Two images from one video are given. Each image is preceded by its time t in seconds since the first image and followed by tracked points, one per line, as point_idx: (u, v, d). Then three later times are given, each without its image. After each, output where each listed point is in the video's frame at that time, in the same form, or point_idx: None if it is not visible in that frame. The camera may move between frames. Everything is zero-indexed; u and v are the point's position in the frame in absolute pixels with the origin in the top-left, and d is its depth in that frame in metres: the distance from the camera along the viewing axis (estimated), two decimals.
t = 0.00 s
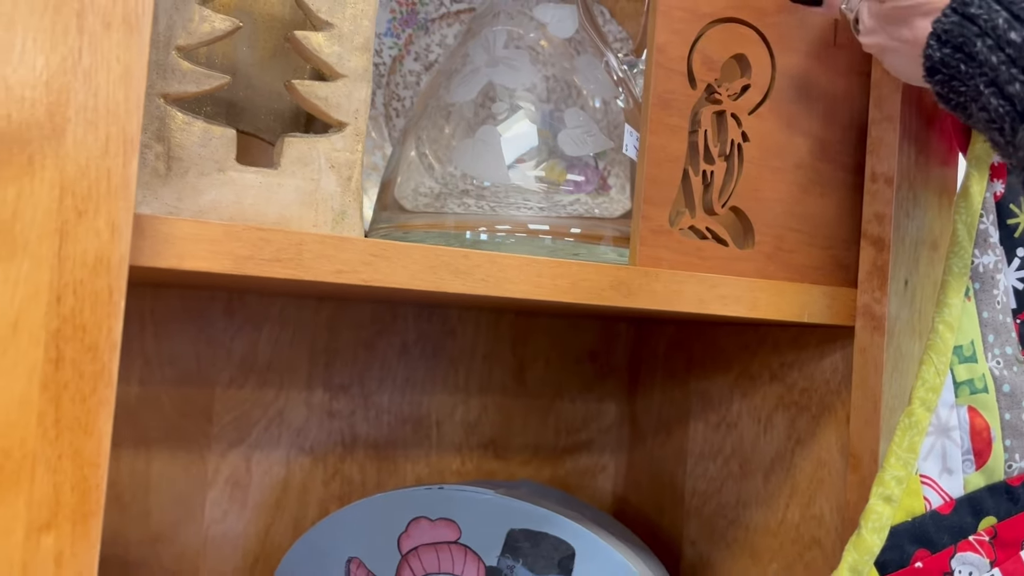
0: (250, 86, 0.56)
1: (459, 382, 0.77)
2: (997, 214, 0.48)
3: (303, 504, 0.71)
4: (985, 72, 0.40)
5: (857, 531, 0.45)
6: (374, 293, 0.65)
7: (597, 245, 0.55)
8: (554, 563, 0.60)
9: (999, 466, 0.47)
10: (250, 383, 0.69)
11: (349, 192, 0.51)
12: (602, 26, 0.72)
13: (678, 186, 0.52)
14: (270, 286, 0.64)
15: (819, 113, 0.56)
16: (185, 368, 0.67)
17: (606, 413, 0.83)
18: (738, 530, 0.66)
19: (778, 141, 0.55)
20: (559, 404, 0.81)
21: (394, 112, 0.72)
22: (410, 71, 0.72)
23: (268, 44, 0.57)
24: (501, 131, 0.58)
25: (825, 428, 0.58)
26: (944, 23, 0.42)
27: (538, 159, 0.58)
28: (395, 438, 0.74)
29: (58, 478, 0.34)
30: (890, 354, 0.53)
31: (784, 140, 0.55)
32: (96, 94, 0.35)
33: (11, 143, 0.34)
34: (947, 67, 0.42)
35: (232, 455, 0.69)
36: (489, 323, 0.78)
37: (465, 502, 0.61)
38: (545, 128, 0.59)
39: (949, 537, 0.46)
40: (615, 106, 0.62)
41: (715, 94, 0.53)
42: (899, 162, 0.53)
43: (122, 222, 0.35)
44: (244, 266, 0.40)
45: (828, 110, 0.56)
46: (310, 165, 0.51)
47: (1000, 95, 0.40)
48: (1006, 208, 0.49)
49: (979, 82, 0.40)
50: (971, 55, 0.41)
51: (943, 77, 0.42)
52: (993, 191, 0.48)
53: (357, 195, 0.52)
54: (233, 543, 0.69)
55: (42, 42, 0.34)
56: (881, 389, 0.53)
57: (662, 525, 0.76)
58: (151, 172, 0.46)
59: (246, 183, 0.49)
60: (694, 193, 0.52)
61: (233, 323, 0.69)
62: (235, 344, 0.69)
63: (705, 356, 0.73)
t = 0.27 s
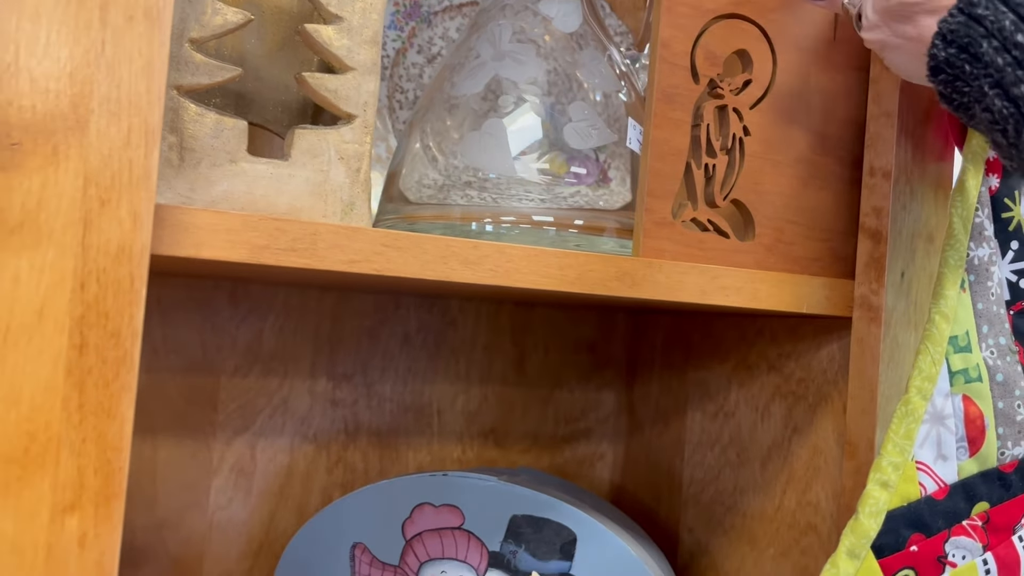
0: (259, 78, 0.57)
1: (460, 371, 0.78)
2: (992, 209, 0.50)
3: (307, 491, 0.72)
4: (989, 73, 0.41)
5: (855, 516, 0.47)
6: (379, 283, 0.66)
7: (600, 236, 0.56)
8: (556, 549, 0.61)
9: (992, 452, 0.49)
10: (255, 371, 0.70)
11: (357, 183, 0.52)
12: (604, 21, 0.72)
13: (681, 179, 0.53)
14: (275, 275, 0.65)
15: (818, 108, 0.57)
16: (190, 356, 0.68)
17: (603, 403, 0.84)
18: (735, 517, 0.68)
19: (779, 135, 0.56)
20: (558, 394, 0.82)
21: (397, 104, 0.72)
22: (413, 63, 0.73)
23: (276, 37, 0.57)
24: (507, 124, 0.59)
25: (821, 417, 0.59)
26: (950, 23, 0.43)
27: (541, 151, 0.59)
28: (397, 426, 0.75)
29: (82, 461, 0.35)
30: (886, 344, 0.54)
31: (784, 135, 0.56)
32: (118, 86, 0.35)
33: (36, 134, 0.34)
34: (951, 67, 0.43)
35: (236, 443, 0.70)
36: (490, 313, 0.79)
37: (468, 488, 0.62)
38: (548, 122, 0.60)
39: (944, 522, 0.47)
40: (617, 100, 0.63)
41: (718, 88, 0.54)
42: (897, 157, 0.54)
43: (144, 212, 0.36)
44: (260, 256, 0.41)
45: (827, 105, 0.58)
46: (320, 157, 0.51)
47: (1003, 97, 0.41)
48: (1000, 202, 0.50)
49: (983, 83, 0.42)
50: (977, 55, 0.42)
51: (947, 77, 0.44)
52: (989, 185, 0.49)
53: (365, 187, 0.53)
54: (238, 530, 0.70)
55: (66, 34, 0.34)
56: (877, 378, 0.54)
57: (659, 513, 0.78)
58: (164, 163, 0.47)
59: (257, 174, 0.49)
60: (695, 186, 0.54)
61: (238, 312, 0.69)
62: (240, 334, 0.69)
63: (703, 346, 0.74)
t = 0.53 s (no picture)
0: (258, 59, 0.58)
1: (451, 348, 0.80)
2: (963, 190, 0.53)
3: (302, 465, 0.74)
4: None
5: (832, 481, 0.50)
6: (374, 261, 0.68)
7: (591, 213, 0.58)
8: (546, 517, 0.63)
9: (962, 421, 0.50)
10: (251, 348, 0.72)
11: (356, 162, 0.54)
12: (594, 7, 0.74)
13: (669, 160, 0.55)
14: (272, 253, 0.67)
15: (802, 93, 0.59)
16: (188, 332, 0.69)
17: (590, 380, 0.86)
18: (718, 488, 0.70)
19: (763, 119, 0.58)
20: (546, 371, 0.84)
21: (391, 87, 0.74)
22: (405, 47, 0.74)
23: (275, 19, 0.59)
24: (501, 107, 0.61)
25: (801, 390, 0.62)
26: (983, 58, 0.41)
27: (531, 133, 0.60)
28: (390, 402, 0.77)
29: (101, 425, 0.36)
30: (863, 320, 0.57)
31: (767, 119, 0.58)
32: (132, 64, 0.37)
33: (56, 110, 0.36)
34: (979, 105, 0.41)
35: (233, 417, 0.71)
36: (480, 292, 0.81)
37: (461, 460, 0.64)
38: (539, 104, 0.62)
39: (915, 486, 0.50)
40: (606, 83, 0.64)
41: (705, 73, 0.56)
42: (875, 140, 0.56)
43: (158, 185, 0.37)
44: (267, 230, 0.42)
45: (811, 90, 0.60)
46: (320, 136, 0.53)
47: None
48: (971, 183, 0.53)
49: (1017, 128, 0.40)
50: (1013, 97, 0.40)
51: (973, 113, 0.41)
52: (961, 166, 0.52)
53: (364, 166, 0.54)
54: (235, 502, 0.71)
55: (83, 14, 0.36)
56: (855, 352, 0.57)
57: (644, 486, 0.80)
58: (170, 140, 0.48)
59: (260, 153, 0.51)
60: (683, 167, 0.56)
61: (235, 290, 0.71)
62: (237, 311, 0.71)
63: (688, 325, 0.77)
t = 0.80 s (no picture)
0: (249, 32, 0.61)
1: (429, 312, 0.84)
2: (904, 161, 0.57)
3: (288, 421, 0.78)
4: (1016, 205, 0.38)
5: (782, 423, 0.54)
6: (358, 226, 0.71)
7: (563, 180, 0.62)
8: (521, 465, 0.68)
9: (899, 370, 0.56)
10: (239, 310, 0.75)
11: (344, 131, 0.57)
12: None
13: (636, 132, 0.59)
14: (260, 219, 0.70)
15: (759, 71, 0.64)
16: (179, 295, 0.72)
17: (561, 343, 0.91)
18: (679, 440, 0.75)
19: (723, 94, 0.62)
20: (519, 334, 0.89)
21: (372, 61, 0.77)
22: (387, 22, 0.77)
23: None
24: (480, 79, 0.65)
25: (757, 346, 0.67)
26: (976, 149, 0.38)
27: (508, 107, 0.64)
28: (371, 362, 0.81)
29: (121, 366, 0.40)
30: (813, 280, 0.62)
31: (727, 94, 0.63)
32: (147, 36, 0.40)
33: (78, 77, 0.39)
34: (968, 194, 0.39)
35: (222, 376, 0.75)
36: (457, 259, 0.85)
37: (443, 414, 0.69)
38: (516, 79, 0.65)
39: (856, 429, 0.55)
40: (578, 60, 0.68)
41: (670, 51, 0.60)
42: (826, 115, 0.61)
43: (171, 149, 0.40)
44: (268, 191, 0.46)
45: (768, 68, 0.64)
46: (311, 106, 0.56)
47: None
48: (911, 155, 0.58)
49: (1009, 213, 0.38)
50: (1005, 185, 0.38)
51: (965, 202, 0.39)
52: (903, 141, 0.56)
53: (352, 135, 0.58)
54: (225, 456, 0.75)
55: None
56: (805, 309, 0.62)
57: (611, 441, 0.85)
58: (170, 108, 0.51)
59: (255, 121, 0.54)
60: (649, 138, 0.60)
61: (223, 255, 0.74)
62: (225, 275, 0.74)
63: (653, 289, 0.81)
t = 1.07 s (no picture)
0: None
1: (420, 254, 0.87)
2: (871, 102, 0.62)
3: (286, 356, 0.81)
4: None
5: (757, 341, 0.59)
6: (355, 167, 0.74)
7: (553, 121, 0.66)
8: (512, 390, 0.73)
9: (863, 294, 0.61)
10: (238, 249, 0.78)
11: (349, 69, 0.60)
12: None
13: (623, 74, 0.63)
14: (260, 159, 0.73)
15: (738, 19, 0.68)
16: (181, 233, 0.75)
17: (544, 286, 0.95)
18: (658, 372, 0.80)
19: (704, 41, 0.67)
20: (504, 277, 0.93)
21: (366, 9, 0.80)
22: None
23: None
24: (476, 24, 0.68)
25: (732, 280, 0.72)
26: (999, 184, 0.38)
27: (501, 52, 0.67)
28: (364, 302, 0.85)
29: (160, 275, 0.43)
30: (787, 215, 0.66)
31: (708, 41, 0.67)
32: None
33: (119, 3, 0.42)
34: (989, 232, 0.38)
35: (223, 311, 0.78)
36: (446, 204, 0.88)
37: (438, 344, 0.74)
38: (508, 25, 0.69)
39: (824, 347, 0.60)
40: (564, 9, 0.72)
41: None
42: (800, 61, 0.66)
43: (203, 74, 0.43)
44: (288, 117, 0.49)
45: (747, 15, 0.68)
46: (319, 45, 0.59)
47: None
48: (877, 97, 0.62)
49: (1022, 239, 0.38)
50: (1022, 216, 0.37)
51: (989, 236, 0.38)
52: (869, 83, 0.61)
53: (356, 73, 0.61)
54: (226, 388, 0.78)
55: None
56: (778, 243, 0.67)
57: (593, 377, 0.90)
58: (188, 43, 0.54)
59: (266, 57, 0.57)
60: (636, 80, 0.64)
61: (223, 195, 0.77)
62: (225, 214, 0.77)
63: (634, 232, 0.86)
